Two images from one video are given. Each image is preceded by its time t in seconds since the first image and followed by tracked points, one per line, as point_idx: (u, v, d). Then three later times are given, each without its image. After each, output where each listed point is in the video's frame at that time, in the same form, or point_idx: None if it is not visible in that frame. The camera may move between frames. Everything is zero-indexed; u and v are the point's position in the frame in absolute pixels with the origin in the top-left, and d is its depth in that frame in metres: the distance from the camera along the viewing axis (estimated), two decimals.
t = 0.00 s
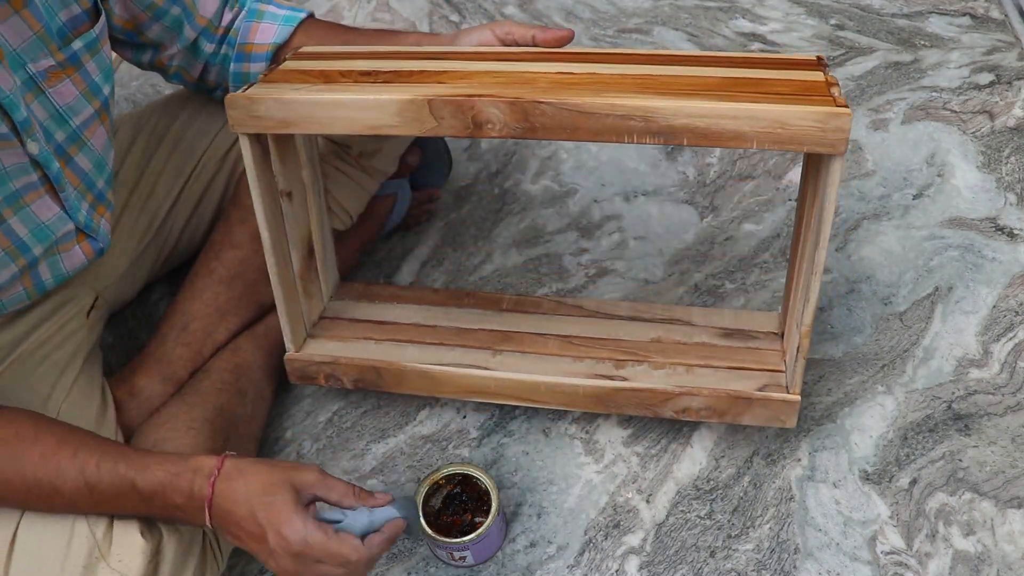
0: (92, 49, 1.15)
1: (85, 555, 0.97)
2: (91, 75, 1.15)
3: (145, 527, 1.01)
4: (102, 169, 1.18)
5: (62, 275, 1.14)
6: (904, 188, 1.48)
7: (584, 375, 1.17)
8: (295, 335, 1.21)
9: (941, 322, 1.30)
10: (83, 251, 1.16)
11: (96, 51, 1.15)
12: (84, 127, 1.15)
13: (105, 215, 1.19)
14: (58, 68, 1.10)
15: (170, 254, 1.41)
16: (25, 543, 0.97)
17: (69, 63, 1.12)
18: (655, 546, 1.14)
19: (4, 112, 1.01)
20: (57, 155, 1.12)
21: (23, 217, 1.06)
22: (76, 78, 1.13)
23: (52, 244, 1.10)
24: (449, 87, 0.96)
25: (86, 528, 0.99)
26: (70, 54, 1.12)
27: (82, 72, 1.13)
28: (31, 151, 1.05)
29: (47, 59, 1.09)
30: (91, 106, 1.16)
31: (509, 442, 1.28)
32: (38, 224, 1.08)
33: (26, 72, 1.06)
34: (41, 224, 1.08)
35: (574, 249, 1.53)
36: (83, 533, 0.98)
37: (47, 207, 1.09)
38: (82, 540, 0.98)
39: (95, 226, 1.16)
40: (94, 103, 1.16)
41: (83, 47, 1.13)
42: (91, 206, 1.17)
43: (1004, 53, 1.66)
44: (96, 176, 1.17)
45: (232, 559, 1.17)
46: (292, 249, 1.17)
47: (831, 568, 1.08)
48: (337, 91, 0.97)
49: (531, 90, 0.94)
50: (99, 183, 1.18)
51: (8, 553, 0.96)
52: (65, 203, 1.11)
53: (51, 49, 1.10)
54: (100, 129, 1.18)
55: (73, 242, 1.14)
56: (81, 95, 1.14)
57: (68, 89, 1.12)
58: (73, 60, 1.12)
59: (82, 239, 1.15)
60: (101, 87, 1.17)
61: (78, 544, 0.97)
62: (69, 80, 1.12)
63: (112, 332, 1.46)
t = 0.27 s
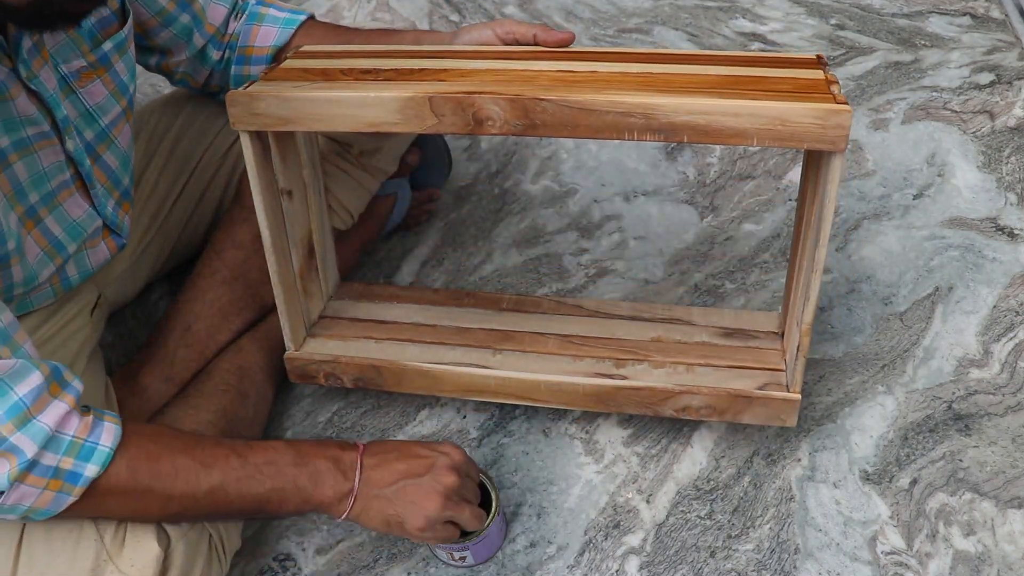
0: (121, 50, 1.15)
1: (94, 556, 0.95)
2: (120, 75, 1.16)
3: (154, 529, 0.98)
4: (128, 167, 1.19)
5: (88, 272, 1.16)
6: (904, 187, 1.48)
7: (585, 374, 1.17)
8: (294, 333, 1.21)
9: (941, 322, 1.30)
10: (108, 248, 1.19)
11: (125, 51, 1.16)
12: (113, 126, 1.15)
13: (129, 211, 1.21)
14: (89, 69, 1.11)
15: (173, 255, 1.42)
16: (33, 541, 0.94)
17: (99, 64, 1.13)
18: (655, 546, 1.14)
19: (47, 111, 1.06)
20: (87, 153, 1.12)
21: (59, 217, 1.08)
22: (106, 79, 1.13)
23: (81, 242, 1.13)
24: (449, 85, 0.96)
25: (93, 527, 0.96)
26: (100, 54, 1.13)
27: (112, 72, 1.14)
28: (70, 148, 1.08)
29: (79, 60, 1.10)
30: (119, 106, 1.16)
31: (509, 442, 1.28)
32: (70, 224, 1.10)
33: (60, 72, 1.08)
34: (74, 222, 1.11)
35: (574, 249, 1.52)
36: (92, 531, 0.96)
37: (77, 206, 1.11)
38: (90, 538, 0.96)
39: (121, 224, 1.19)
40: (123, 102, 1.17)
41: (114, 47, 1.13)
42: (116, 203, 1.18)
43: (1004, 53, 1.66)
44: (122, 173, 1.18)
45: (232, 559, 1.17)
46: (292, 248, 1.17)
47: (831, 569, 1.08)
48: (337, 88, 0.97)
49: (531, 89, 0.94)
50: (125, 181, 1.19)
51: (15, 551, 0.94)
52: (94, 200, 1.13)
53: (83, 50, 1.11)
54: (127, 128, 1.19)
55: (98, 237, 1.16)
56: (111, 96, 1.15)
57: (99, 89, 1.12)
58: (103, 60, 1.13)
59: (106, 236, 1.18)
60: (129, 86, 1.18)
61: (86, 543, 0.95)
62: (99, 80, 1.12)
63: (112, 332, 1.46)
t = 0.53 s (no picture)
0: (118, 43, 1.14)
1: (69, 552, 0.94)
2: (117, 69, 1.14)
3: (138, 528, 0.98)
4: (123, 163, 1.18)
5: (83, 267, 1.15)
6: (905, 187, 1.47)
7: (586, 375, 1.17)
8: (294, 336, 1.21)
9: (942, 322, 1.30)
10: (104, 244, 1.17)
11: (122, 45, 1.15)
12: (109, 120, 1.14)
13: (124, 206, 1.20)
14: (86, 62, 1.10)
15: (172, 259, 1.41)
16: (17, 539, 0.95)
17: (95, 57, 1.11)
18: (655, 547, 1.14)
19: (43, 101, 1.03)
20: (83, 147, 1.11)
21: (52, 210, 1.06)
22: (102, 72, 1.12)
23: (76, 236, 1.11)
24: (449, 88, 0.96)
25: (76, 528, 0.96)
26: (97, 47, 1.11)
27: (108, 66, 1.13)
28: (65, 141, 1.06)
29: (76, 53, 1.09)
30: (115, 100, 1.15)
31: (509, 443, 1.27)
32: (64, 217, 1.08)
33: (56, 64, 1.06)
34: (68, 216, 1.09)
35: (574, 249, 1.52)
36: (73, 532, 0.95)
37: (74, 200, 1.10)
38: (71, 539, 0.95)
39: (117, 219, 1.17)
40: (118, 96, 1.15)
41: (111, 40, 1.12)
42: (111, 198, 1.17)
43: (1005, 52, 1.66)
44: (117, 169, 1.17)
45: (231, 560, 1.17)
46: (291, 250, 1.17)
47: (832, 569, 1.08)
48: (337, 91, 0.97)
49: (531, 91, 0.94)
50: (120, 176, 1.18)
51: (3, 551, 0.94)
52: (90, 195, 1.12)
53: (80, 43, 1.09)
54: (122, 123, 1.17)
55: (95, 233, 1.15)
56: (107, 89, 1.13)
57: (95, 83, 1.11)
58: (100, 53, 1.12)
59: (103, 232, 1.16)
60: (125, 81, 1.16)
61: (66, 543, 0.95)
62: (96, 74, 1.11)
63: (111, 332, 1.45)
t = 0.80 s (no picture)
0: (117, 30, 1.14)
1: (81, 554, 0.95)
2: (114, 56, 1.15)
3: (141, 530, 0.98)
4: (119, 150, 1.17)
5: (81, 256, 1.13)
6: (905, 187, 1.47)
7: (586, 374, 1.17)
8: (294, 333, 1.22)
9: (942, 322, 1.30)
10: (102, 231, 1.15)
11: (119, 32, 1.15)
12: (104, 106, 1.14)
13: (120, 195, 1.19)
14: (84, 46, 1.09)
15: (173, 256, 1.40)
16: (24, 539, 0.96)
17: (95, 42, 1.11)
18: (655, 547, 1.14)
19: (40, 82, 1.02)
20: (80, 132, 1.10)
21: (52, 195, 1.05)
22: (100, 57, 1.12)
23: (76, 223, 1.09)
24: (450, 84, 0.96)
25: (81, 528, 0.96)
26: (95, 32, 1.11)
27: (106, 52, 1.13)
28: (64, 123, 1.05)
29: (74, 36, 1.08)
30: (111, 86, 1.15)
31: (509, 442, 1.27)
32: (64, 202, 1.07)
33: (54, 46, 1.04)
34: (68, 201, 1.07)
35: (574, 249, 1.52)
36: (78, 533, 0.96)
37: (73, 185, 1.08)
38: (76, 540, 0.96)
39: (117, 207, 1.16)
40: (114, 83, 1.16)
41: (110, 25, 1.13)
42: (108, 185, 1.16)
43: (1005, 53, 1.66)
44: (113, 156, 1.16)
45: (231, 559, 1.17)
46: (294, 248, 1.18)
47: (832, 569, 1.08)
48: (338, 87, 0.97)
49: (532, 87, 0.93)
50: (116, 164, 1.17)
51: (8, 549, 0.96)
52: (90, 180, 1.10)
53: (78, 27, 1.10)
54: (117, 111, 1.17)
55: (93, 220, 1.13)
56: (103, 75, 1.13)
57: (92, 68, 1.11)
58: (98, 38, 1.12)
59: (101, 219, 1.15)
60: (121, 68, 1.17)
61: (73, 544, 0.95)
62: (93, 59, 1.11)
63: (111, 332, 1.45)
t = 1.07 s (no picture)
0: (126, 28, 1.16)
1: (83, 556, 0.95)
2: (124, 53, 1.16)
3: (142, 530, 0.98)
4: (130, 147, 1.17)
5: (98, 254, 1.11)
6: (905, 187, 1.47)
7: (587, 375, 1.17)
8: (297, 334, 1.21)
9: (942, 323, 1.30)
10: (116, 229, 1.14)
11: (129, 30, 1.17)
12: (115, 103, 1.13)
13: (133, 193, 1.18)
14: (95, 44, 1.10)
15: (174, 260, 1.38)
16: (26, 538, 0.96)
17: (106, 39, 1.12)
18: (655, 547, 1.14)
19: (57, 79, 1.01)
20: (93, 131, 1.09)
21: (69, 194, 1.04)
22: (111, 54, 1.13)
23: (93, 221, 1.08)
24: (450, 85, 0.96)
25: (82, 529, 0.96)
26: (107, 29, 1.12)
27: (116, 49, 1.14)
28: (81, 120, 1.05)
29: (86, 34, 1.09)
30: (122, 83, 1.15)
31: (509, 443, 1.27)
32: (79, 201, 1.06)
33: (67, 44, 1.04)
34: (83, 198, 1.06)
35: (574, 249, 1.52)
36: (81, 534, 0.96)
37: (87, 182, 1.07)
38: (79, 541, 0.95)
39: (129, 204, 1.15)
40: (125, 80, 1.16)
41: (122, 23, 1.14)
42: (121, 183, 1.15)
43: (1005, 53, 1.66)
44: (125, 153, 1.15)
45: (232, 559, 1.17)
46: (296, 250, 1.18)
47: (832, 569, 1.08)
48: (337, 88, 0.97)
49: (532, 88, 0.93)
50: (127, 161, 1.16)
51: (11, 550, 0.95)
52: (104, 177, 1.10)
53: (90, 25, 1.10)
54: (128, 108, 1.17)
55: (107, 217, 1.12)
56: (114, 72, 1.14)
57: (104, 65, 1.11)
58: (110, 36, 1.13)
59: (115, 216, 1.14)
60: (131, 66, 1.18)
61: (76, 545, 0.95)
62: (105, 56, 1.12)
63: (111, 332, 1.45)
